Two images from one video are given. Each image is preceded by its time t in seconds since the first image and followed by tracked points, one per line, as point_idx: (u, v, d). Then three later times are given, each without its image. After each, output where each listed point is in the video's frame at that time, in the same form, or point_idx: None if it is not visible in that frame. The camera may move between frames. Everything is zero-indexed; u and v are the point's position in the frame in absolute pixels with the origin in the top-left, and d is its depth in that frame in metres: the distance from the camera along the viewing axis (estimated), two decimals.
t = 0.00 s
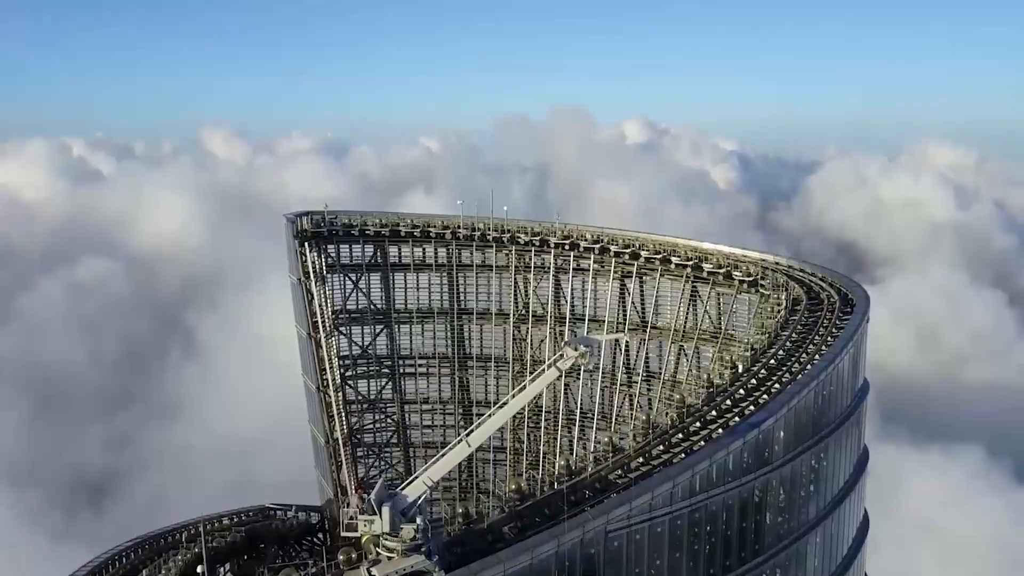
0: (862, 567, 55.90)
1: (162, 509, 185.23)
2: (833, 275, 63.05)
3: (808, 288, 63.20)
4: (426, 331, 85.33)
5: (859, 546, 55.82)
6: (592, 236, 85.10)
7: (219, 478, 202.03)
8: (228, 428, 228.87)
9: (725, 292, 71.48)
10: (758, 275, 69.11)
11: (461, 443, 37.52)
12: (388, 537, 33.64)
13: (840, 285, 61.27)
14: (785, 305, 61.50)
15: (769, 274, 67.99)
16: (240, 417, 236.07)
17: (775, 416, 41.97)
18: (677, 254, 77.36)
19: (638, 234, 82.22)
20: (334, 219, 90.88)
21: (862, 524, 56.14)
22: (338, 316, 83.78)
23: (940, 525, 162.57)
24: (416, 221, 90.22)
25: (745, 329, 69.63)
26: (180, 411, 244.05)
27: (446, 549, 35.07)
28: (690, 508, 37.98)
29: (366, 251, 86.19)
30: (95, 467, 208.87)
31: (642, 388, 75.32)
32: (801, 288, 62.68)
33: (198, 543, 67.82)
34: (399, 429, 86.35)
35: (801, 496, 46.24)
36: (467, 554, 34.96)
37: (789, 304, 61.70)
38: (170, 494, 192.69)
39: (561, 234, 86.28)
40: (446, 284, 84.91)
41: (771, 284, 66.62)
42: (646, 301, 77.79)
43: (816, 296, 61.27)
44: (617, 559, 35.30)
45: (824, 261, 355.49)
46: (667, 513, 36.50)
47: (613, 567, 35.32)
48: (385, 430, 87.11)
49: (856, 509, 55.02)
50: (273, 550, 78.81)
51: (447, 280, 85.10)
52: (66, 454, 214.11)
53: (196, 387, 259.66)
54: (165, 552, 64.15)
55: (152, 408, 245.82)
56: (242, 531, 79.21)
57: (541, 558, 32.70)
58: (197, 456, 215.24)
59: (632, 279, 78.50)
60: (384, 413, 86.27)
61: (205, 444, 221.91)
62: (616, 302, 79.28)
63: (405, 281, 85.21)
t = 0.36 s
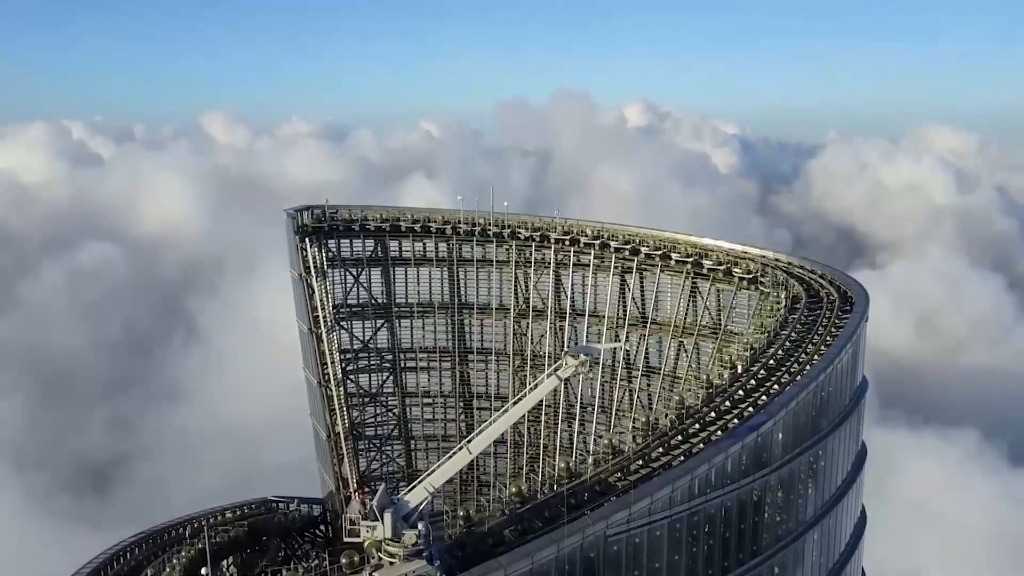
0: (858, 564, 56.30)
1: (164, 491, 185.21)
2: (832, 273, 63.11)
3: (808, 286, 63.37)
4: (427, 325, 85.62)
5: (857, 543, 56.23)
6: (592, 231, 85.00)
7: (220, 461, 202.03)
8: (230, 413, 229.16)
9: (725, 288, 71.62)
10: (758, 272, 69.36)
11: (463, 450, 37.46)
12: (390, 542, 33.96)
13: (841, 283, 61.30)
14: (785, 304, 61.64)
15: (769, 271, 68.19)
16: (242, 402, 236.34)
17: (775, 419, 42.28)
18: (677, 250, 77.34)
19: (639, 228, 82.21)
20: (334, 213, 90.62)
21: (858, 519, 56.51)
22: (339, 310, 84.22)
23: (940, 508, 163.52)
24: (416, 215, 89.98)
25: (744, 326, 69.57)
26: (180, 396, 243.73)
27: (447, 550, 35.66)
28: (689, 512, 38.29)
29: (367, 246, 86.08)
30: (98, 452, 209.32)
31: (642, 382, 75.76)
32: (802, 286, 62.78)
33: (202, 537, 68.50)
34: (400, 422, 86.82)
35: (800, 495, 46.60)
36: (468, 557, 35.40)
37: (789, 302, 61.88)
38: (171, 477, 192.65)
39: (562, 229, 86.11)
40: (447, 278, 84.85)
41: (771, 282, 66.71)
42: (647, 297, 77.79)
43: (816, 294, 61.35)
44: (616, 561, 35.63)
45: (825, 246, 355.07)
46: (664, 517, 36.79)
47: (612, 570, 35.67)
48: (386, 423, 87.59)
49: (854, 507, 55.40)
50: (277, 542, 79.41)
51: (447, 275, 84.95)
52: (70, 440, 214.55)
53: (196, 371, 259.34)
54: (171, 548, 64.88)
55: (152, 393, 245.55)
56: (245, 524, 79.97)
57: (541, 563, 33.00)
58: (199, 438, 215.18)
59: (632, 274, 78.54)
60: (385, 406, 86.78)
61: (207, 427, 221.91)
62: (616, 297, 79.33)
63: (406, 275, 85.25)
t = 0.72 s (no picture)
0: (855, 557, 56.81)
1: (166, 473, 185.44)
2: (831, 269, 63.35)
3: (807, 282, 63.58)
4: (428, 318, 85.93)
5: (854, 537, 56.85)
6: (592, 225, 85.17)
7: (221, 445, 202.18)
8: (231, 397, 229.63)
9: (725, 283, 71.87)
10: (758, 267, 69.57)
11: (464, 454, 37.56)
12: (392, 544, 34.31)
13: (840, 279, 61.49)
14: (785, 300, 61.86)
15: (768, 267, 68.41)
16: (244, 386, 236.77)
17: (773, 419, 42.65)
18: (677, 244, 77.63)
19: (639, 222, 82.39)
20: (335, 206, 90.69)
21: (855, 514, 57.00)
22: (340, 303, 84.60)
23: (939, 491, 163.70)
24: (417, 208, 90.07)
25: (744, 321, 69.78)
26: (182, 378, 243.97)
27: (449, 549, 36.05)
28: (687, 512, 38.73)
29: (367, 239, 86.28)
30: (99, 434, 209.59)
31: (642, 375, 76.21)
32: (801, 283, 62.98)
33: (206, 531, 69.10)
34: (401, 414, 87.33)
35: (797, 493, 47.03)
36: (470, 558, 35.78)
37: (788, 298, 62.14)
38: (172, 462, 193.37)
39: (562, 223, 86.22)
40: (448, 271, 85.00)
41: (771, 277, 66.91)
42: (647, 290, 78.03)
43: (815, 290, 61.59)
44: (615, 562, 36.05)
45: (826, 230, 354.51)
46: (663, 518, 37.20)
47: (612, 571, 36.13)
48: (387, 415, 88.17)
49: (851, 502, 55.90)
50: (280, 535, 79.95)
51: (447, 268, 85.15)
52: (72, 423, 215.08)
53: (198, 354, 259.56)
54: (175, 541, 65.59)
55: (152, 377, 245.84)
56: (248, 516, 80.64)
57: (542, 565, 33.36)
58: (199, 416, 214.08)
59: (632, 268, 78.74)
60: (387, 398, 87.30)
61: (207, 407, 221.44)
62: (616, 291, 79.61)
63: (406, 268, 85.44)
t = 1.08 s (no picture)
0: (851, 550, 57.29)
1: (167, 456, 186.02)
2: (831, 265, 63.44)
3: (807, 277, 63.72)
4: (428, 310, 86.17)
5: (851, 530, 57.24)
6: (592, 218, 85.04)
7: (222, 429, 202.90)
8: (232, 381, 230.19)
9: (725, 276, 72.01)
10: (757, 262, 69.74)
11: (466, 457, 37.81)
12: (395, 545, 34.81)
13: (840, 275, 61.70)
14: (784, 295, 62.11)
15: (768, 261, 68.55)
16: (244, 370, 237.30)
17: (772, 418, 43.02)
18: (678, 237, 77.56)
19: (640, 215, 82.33)
20: (335, 197, 90.56)
21: (852, 509, 57.36)
22: (341, 295, 84.91)
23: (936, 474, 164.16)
24: (418, 200, 89.96)
25: (743, 315, 70.07)
26: (183, 361, 244.17)
27: (451, 552, 36.54)
28: (685, 512, 39.03)
29: (368, 232, 86.30)
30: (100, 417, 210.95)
31: (642, 368, 76.66)
32: (800, 277, 63.15)
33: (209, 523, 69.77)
34: (402, 405, 87.85)
35: (795, 490, 47.50)
36: (471, 558, 36.29)
37: (788, 293, 62.32)
38: (174, 446, 194.04)
39: (562, 215, 86.28)
40: (448, 263, 85.06)
41: (771, 271, 67.13)
42: (646, 283, 78.29)
43: (814, 285, 61.80)
44: (614, 562, 36.56)
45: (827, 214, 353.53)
46: (661, 517, 37.63)
47: (612, 571, 36.63)
48: (389, 406, 88.75)
49: (849, 496, 56.47)
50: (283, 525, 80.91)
51: (448, 261, 85.22)
52: (74, 408, 215.82)
53: (199, 337, 259.67)
54: (179, 534, 66.25)
55: (154, 360, 246.29)
56: (250, 506, 81.32)
57: (542, 566, 33.83)
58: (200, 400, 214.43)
59: (632, 261, 78.86)
60: (388, 389, 87.82)
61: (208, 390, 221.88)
62: (616, 284, 79.74)
63: (407, 260, 85.46)
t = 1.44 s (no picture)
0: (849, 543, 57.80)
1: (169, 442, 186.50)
2: (831, 260, 63.56)
3: (807, 272, 63.83)
4: (429, 302, 86.40)
5: (849, 524, 57.71)
6: (593, 210, 84.97)
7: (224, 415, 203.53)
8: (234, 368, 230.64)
9: (725, 270, 72.12)
10: (757, 256, 69.83)
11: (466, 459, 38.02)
12: (396, 545, 35.19)
13: (840, 270, 61.83)
14: (784, 291, 62.33)
15: (768, 256, 68.64)
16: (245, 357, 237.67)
17: (771, 416, 43.34)
18: (679, 231, 77.55)
19: (641, 208, 82.25)
20: (336, 190, 90.46)
21: (849, 503, 57.82)
22: (342, 288, 85.12)
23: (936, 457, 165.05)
24: (418, 192, 89.84)
25: (743, 309, 70.31)
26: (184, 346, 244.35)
27: (453, 552, 36.92)
28: (684, 510, 39.41)
29: (368, 224, 86.23)
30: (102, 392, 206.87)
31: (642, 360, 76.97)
32: (800, 272, 63.26)
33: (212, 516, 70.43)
34: (404, 396, 88.29)
35: (793, 486, 47.92)
36: (472, 557, 36.73)
37: (787, 288, 62.48)
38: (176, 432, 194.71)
39: (562, 207, 86.24)
40: (449, 255, 85.10)
41: (771, 266, 67.29)
42: (646, 276, 78.41)
43: (813, 280, 61.97)
44: (614, 560, 37.02)
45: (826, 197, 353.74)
46: (660, 516, 38.04)
47: (611, 569, 37.09)
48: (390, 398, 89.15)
49: (847, 490, 56.93)
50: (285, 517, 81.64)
51: (449, 253, 85.27)
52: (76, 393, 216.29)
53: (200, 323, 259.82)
54: (182, 527, 66.98)
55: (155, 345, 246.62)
56: (253, 497, 82.00)
57: (542, 564, 34.33)
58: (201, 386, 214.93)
59: (633, 255, 78.97)
60: (389, 381, 88.18)
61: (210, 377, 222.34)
62: (616, 277, 79.90)
63: (408, 252, 85.49)
